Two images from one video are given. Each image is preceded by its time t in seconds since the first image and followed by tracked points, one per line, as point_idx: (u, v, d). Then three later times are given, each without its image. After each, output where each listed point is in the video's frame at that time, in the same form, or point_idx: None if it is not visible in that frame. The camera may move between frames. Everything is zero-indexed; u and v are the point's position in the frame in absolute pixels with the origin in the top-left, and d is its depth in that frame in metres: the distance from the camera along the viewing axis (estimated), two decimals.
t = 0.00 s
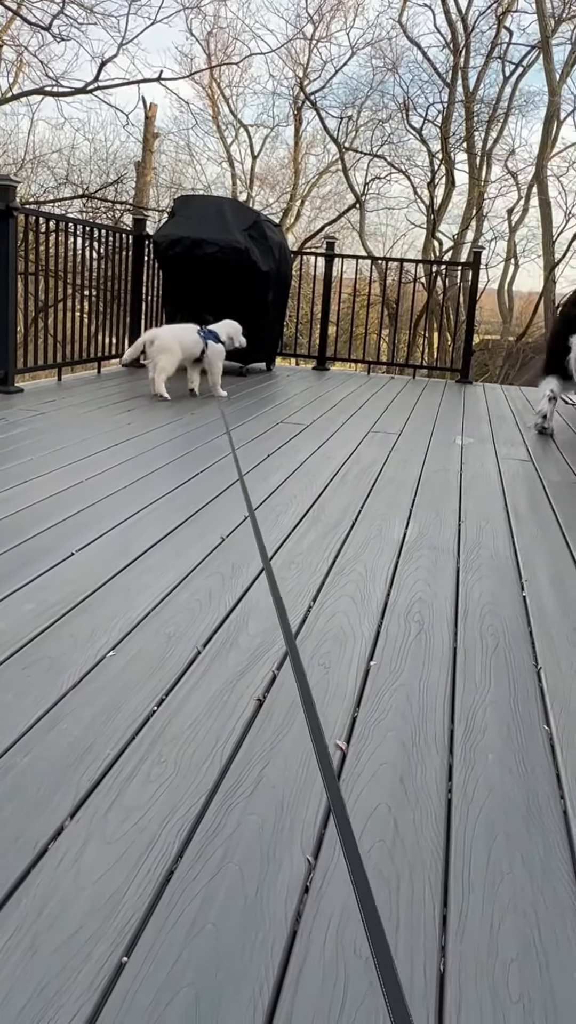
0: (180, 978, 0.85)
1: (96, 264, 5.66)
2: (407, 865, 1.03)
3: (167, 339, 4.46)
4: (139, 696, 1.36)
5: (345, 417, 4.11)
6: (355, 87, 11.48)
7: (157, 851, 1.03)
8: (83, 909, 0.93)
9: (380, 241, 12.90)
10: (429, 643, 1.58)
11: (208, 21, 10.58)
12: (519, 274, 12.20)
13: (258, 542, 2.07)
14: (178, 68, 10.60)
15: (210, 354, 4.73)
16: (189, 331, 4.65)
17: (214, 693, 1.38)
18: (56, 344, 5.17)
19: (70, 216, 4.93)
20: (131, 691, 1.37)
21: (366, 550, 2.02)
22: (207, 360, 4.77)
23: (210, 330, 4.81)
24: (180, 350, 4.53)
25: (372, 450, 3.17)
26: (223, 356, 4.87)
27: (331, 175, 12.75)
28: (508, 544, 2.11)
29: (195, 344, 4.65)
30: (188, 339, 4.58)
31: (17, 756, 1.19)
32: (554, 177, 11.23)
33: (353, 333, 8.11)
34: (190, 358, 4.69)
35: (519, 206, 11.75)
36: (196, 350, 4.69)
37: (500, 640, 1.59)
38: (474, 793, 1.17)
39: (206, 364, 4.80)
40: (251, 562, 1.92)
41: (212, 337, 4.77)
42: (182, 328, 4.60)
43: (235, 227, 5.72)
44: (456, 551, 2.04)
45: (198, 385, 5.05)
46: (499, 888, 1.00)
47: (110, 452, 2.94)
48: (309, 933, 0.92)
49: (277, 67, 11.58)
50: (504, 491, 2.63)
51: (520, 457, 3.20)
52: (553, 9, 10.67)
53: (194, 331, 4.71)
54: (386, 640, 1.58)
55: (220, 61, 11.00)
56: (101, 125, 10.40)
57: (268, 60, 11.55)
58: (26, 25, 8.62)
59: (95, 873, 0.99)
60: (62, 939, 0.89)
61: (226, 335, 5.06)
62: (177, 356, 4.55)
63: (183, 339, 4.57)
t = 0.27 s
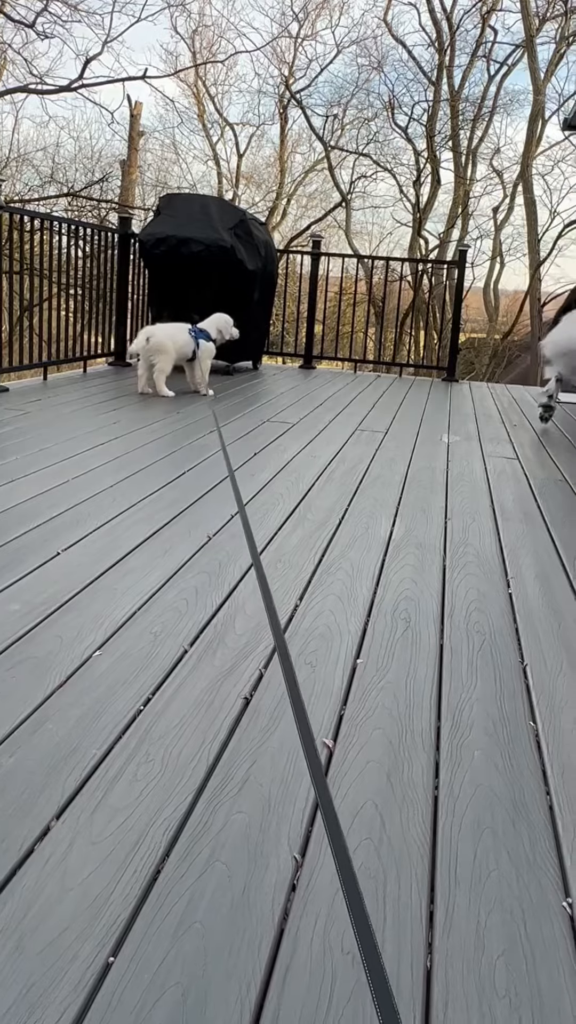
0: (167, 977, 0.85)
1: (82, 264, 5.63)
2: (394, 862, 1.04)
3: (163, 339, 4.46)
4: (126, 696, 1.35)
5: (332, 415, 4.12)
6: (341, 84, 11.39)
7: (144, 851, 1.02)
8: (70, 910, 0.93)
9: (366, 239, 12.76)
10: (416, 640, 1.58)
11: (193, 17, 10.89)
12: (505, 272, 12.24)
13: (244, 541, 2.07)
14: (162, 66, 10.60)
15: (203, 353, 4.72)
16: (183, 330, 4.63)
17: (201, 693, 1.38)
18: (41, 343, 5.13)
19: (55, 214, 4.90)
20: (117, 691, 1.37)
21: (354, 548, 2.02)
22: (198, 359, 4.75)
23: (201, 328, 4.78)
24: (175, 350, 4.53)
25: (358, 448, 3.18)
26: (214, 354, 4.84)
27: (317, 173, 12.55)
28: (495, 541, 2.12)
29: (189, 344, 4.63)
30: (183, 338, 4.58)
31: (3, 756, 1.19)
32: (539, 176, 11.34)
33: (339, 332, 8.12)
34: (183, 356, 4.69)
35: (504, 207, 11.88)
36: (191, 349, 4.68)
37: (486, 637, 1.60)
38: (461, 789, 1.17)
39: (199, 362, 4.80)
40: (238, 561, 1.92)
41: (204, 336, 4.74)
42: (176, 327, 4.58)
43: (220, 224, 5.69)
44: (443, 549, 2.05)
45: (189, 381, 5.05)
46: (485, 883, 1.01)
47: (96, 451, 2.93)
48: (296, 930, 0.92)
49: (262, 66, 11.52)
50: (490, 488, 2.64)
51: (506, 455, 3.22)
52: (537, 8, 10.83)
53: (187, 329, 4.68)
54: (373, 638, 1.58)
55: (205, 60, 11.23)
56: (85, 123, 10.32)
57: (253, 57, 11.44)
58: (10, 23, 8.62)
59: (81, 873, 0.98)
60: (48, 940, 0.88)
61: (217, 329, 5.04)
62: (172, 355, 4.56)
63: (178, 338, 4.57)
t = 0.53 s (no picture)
0: (156, 978, 0.84)
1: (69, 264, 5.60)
2: (382, 860, 1.04)
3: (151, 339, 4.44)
4: (114, 697, 1.35)
5: (320, 415, 4.12)
6: (327, 85, 11.47)
7: (132, 852, 1.02)
8: (58, 911, 0.92)
9: (353, 238, 12.80)
10: (404, 640, 1.58)
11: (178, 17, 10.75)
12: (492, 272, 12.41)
13: (233, 541, 2.07)
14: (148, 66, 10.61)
15: (192, 354, 4.71)
16: (171, 331, 4.63)
17: (189, 693, 1.38)
18: (28, 344, 5.11)
19: (42, 215, 4.88)
20: (105, 692, 1.36)
21: (342, 548, 2.02)
22: (187, 360, 4.76)
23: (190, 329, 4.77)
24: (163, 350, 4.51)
25: (346, 448, 3.18)
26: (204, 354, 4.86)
27: (304, 173, 12.56)
28: (482, 541, 2.13)
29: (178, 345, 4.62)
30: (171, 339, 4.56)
31: None
32: (526, 177, 11.55)
33: (327, 332, 8.14)
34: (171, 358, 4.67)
35: (491, 206, 11.97)
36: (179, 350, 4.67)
37: (474, 636, 1.61)
38: (449, 788, 1.18)
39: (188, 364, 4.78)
40: (226, 561, 1.91)
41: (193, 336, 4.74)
42: (165, 328, 4.59)
43: (207, 225, 5.67)
44: (430, 548, 2.06)
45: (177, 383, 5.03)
46: (473, 881, 1.01)
47: (83, 451, 2.92)
48: (285, 931, 0.92)
49: (248, 66, 11.51)
50: (478, 488, 2.65)
51: (493, 454, 3.23)
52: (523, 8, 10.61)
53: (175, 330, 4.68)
54: (361, 637, 1.58)
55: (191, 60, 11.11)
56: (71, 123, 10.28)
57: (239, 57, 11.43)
58: None
59: (69, 875, 0.98)
60: (36, 942, 0.88)
61: (205, 325, 5.07)
62: (160, 355, 4.54)
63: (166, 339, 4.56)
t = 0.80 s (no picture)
0: (146, 981, 0.84)
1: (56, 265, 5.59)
2: (372, 861, 1.04)
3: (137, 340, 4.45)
4: (103, 700, 1.35)
5: (308, 416, 4.13)
6: (314, 87, 11.44)
7: (122, 855, 1.02)
8: (48, 914, 0.92)
9: (340, 239, 12.71)
10: (393, 640, 1.59)
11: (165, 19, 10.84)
12: (478, 273, 12.49)
13: (222, 542, 2.07)
14: (136, 68, 10.68)
15: (180, 357, 4.70)
16: (159, 334, 4.63)
17: (178, 695, 1.38)
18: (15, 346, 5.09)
19: (29, 216, 4.86)
20: (94, 695, 1.36)
21: (330, 549, 2.03)
22: (175, 361, 4.73)
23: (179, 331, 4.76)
24: (150, 352, 4.52)
25: (335, 449, 3.19)
26: (192, 356, 4.83)
27: (291, 175, 12.57)
28: (470, 541, 2.14)
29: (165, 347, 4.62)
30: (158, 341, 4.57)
31: None
32: (512, 178, 11.60)
33: (315, 333, 8.14)
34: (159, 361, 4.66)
35: (478, 208, 12.03)
36: (167, 353, 4.67)
37: (462, 636, 1.61)
38: (438, 788, 1.18)
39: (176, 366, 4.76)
40: (215, 563, 1.91)
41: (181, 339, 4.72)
42: (152, 330, 4.59)
43: (194, 227, 5.69)
44: (418, 548, 2.06)
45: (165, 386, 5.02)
46: (462, 881, 1.01)
47: (70, 453, 2.91)
48: (275, 932, 0.92)
49: (235, 67, 11.53)
50: (466, 488, 2.67)
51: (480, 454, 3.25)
52: (508, 9, 10.78)
53: (164, 332, 4.68)
54: (350, 638, 1.58)
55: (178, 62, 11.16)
56: (57, 124, 10.29)
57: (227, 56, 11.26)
58: None
59: (59, 878, 0.98)
60: (26, 946, 0.88)
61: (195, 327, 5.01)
62: (147, 357, 4.54)
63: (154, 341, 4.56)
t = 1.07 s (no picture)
0: (121, 984, 0.84)
1: (41, 268, 5.58)
2: (350, 861, 1.04)
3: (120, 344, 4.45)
4: (82, 704, 1.34)
5: (294, 418, 4.13)
6: (300, 89, 11.64)
7: (99, 858, 1.02)
8: (25, 919, 0.92)
9: (327, 241, 12.72)
10: (374, 640, 1.59)
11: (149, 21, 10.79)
12: (465, 274, 12.35)
13: (205, 545, 2.07)
14: (121, 71, 10.69)
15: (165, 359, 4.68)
16: (145, 337, 4.61)
17: (158, 698, 1.37)
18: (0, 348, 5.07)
19: (14, 219, 4.85)
20: (74, 698, 1.36)
21: (313, 550, 2.03)
22: (160, 362, 4.72)
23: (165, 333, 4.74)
24: (133, 355, 4.52)
25: (318, 451, 3.20)
26: (178, 358, 4.82)
27: (278, 177, 12.52)
28: (452, 541, 2.14)
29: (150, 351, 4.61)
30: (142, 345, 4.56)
31: None
32: (497, 179, 11.67)
33: (301, 335, 8.14)
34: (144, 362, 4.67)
35: (462, 211, 12.02)
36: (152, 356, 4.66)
37: (443, 636, 1.62)
38: (417, 788, 1.18)
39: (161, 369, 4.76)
40: (197, 566, 1.91)
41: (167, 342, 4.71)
42: (137, 333, 4.58)
43: (179, 229, 5.68)
44: (401, 549, 2.07)
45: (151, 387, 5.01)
46: (440, 880, 1.02)
47: (52, 457, 2.90)
48: (252, 933, 0.92)
49: (220, 68, 11.59)
50: (449, 488, 2.68)
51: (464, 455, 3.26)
52: (492, 11, 10.89)
53: (150, 334, 4.68)
54: (331, 639, 1.59)
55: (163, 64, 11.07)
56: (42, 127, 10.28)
57: (213, 61, 11.53)
58: None
59: (36, 882, 0.97)
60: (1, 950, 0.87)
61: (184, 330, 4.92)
62: (131, 360, 4.54)
63: (138, 344, 4.55)
